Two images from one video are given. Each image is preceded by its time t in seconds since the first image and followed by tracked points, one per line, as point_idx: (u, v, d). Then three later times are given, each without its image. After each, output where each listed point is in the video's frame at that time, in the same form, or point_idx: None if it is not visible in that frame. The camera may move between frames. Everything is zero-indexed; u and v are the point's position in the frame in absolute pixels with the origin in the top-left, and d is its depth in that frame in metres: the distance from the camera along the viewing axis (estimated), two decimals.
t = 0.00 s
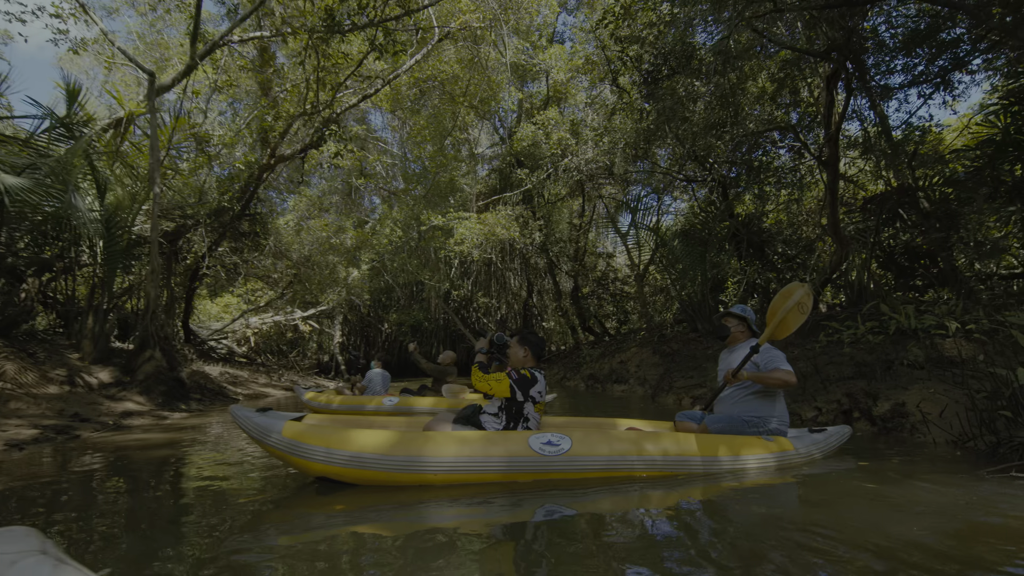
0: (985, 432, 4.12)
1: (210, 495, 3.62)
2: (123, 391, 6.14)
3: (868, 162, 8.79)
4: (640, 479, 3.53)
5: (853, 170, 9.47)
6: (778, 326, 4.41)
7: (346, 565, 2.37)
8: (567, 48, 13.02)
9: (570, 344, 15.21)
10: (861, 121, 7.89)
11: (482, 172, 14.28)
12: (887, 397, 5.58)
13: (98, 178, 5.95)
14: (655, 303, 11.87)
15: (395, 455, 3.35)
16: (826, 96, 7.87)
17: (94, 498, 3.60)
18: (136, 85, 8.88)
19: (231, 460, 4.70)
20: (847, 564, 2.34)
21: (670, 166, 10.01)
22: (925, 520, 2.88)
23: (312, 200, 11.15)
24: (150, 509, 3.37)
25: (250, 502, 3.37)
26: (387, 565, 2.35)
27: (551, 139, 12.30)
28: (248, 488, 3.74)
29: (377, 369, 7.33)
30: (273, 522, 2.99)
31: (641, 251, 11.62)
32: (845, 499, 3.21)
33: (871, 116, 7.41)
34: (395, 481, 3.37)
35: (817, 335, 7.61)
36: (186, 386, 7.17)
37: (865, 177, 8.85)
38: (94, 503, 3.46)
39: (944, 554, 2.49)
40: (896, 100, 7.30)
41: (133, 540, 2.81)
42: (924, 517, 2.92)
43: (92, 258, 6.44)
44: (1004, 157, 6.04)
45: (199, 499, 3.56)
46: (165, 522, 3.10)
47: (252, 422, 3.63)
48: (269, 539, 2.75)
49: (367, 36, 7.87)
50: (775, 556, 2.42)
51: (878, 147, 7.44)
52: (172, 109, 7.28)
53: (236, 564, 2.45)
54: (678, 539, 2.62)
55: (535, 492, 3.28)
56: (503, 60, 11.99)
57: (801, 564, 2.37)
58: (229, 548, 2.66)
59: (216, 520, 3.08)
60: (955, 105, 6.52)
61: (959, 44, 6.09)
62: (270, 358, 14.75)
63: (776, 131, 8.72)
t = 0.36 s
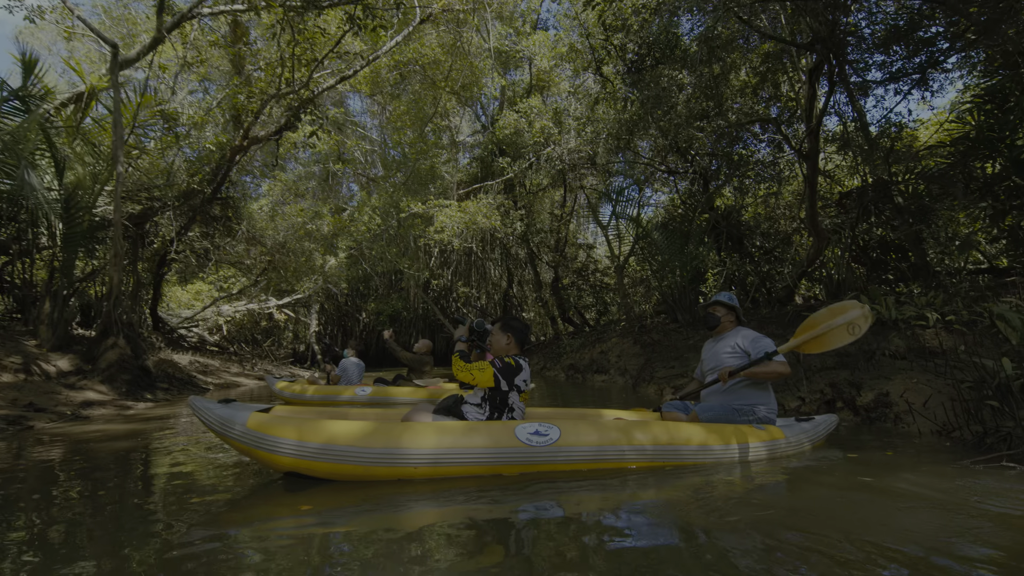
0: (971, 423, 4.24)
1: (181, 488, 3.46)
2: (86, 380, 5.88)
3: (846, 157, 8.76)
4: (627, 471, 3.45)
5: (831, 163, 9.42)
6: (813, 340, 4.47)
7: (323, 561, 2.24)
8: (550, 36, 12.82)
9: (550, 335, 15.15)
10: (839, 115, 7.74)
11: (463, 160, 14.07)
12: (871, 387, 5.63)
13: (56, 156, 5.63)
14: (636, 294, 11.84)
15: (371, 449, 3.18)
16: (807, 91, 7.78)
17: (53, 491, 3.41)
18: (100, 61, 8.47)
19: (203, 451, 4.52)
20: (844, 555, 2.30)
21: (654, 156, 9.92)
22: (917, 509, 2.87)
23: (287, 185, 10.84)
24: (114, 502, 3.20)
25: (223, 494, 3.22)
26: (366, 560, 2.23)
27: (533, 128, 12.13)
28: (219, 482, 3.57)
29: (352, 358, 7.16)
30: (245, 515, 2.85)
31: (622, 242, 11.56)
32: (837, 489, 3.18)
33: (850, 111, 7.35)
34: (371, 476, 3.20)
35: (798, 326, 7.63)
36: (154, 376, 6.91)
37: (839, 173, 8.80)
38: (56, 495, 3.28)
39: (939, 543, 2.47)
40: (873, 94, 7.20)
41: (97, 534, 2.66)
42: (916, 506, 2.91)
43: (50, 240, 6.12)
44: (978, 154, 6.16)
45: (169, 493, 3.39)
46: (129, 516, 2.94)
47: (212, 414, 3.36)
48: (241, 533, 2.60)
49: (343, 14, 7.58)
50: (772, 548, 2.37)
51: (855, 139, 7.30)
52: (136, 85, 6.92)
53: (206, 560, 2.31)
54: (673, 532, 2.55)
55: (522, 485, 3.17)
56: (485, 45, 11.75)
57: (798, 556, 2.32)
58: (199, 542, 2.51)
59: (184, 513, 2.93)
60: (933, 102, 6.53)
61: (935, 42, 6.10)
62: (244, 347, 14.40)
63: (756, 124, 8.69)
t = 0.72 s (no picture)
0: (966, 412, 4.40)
1: (152, 480, 3.30)
2: (52, 369, 5.63)
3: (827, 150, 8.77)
4: (618, 463, 3.36)
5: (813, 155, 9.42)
6: (817, 365, 4.28)
7: (306, 559, 2.11)
8: (536, 22, 12.64)
9: (533, 324, 15.09)
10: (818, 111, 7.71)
11: (446, 147, 13.85)
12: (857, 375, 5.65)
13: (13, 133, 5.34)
14: (620, 284, 11.81)
15: (350, 441, 3.03)
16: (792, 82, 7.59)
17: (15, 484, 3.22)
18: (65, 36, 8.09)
19: (177, 441, 4.34)
20: (845, 548, 2.25)
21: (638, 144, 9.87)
22: (914, 495, 2.85)
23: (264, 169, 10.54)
24: (79, 496, 3.02)
25: (195, 488, 3.06)
26: (352, 557, 2.11)
27: (518, 115, 11.93)
28: (193, 473, 3.41)
29: (331, 347, 7.00)
30: (221, 510, 2.70)
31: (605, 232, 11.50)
32: (830, 477, 3.16)
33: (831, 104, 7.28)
34: (350, 469, 3.04)
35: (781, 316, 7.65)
36: (124, 364, 6.66)
37: (820, 165, 8.81)
38: (16, 489, 3.10)
39: (940, 530, 2.44)
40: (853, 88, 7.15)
41: (57, 531, 2.49)
42: (910, 493, 2.90)
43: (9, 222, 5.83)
44: (954, 148, 6.43)
45: (140, 484, 3.22)
46: (95, 511, 2.76)
47: (176, 406, 3.16)
48: (218, 529, 2.45)
49: None
50: (771, 541, 2.31)
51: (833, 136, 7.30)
52: (102, 60, 6.62)
53: (178, 557, 2.16)
54: (671, 523, 2.48)
55: (512, 478, 3.06)
56: (469, 29, 11.51)
57: (800, 547, 2.26)
58: (171, 539, 2.36)
59: (154, 508, 2.76)
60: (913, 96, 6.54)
61: (917, 35, 6.07)
62: (220, 336, 14.08)
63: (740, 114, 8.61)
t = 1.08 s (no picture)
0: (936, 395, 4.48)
1: (103, 479, 3.08)
2: None
3: (796, 143, 8.77)
4: (598, 454, 3.26)
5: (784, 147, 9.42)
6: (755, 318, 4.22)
7: (269, 563, 1.96)
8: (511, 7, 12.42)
9: (509, 314, 14.97)
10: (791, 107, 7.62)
11: (420, 134, 13.58)
12: (832, 361, 5.69)
13: None
14: (596, 273, 11.76)
15: (318, 436, 2.86)
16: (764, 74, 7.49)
17: None
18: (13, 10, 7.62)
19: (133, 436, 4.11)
20: (831, 535, 2.20)
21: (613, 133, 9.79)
22: (895, 480, 2.83)
23: (230, 154, 10.14)
24: (21, 496, 2.80)
25: (149, 487, 2.86)
26: (319, 561, 1.96)
27: (493, 102, 11.71)
28: (148, 470, 3.20)
29: (298, 337, 6.77)
30: (180, 511, 2.52)
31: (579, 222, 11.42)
32: (811, 463, 3.12)
33: (803, 96, 7.28)
34: (317, 467, 2.87)
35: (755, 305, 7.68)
36: (78, 357, 6.33)
37: (790, 158, 8.80)
38: None
39: (923, 514, 2.40)
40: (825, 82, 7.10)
41: None
42: (891, 477, 2.87)
43: None
44: (918, 141, 6.57)
45: (90, 483, 3.01)
46: (36, 513, 2.55)
47: (119, 399, 2.90)
48: (174, 532, 2.28)
49: None
50: (757, 531, 2.24)
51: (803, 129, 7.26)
52: (51, 33, 6.23)
53: (128, 563, 1.99)
54: (654, 515, 2.39)
55: (489, 472, 2.93)
56: (444, 13, 11.23)
57: (786, 535, 2.20)
58: (122, 543, 2.19)
59: (103, 509, 2.57)
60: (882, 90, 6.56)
61: (883, 33, 5.96)
62: (185, 327, 13.63)
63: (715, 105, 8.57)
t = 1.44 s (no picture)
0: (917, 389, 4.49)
1: (55, 479, 2.89)
2: None
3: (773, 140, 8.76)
4: (581, 452, 3.16)
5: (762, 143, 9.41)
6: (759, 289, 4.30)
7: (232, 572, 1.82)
8: None
9: (488, 309, 14.82)
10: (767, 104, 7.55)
11: (399, 125, 13.31)
12: (811, 356, 5.69)
13: None
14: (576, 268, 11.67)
15: (285, 437, 2.70)
16: (743, 69, 7.43)
17: None
18: None
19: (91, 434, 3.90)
20: (822, 533, 2.13)
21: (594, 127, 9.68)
22: (880, 475, 2.79)
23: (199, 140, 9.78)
24: None
25: (104, 489, 2.68)
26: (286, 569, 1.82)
27: (473, 93, 11.51)
28: (104, 471, 3.01)
29: (268, 331, 6.56)
30: (137, 515, 2.35)
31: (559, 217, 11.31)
32: (796, 458, 3.07)
33: (780, 93, 7.25)
34: (286, 469, 2.71)
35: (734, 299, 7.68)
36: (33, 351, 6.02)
37: (767, 154, 8.78)
38: None
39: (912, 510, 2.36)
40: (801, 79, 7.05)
41: None
42: (876, 473, 2.84)
43: None
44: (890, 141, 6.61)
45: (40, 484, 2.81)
46: None
47: (66, 398, 2.71)
48: (128, 538, 2.11)
49: None
50: (747, 528, 2.17)
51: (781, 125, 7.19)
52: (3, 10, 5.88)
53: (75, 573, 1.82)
54: (640, 513, 2.30)
55: (468, 472, 2.81)
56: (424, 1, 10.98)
57: (775, 533, 2.13)
58: (71, 550, 2.02)
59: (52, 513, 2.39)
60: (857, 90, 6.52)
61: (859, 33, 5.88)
62: (153, 320, 13.20)
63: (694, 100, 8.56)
